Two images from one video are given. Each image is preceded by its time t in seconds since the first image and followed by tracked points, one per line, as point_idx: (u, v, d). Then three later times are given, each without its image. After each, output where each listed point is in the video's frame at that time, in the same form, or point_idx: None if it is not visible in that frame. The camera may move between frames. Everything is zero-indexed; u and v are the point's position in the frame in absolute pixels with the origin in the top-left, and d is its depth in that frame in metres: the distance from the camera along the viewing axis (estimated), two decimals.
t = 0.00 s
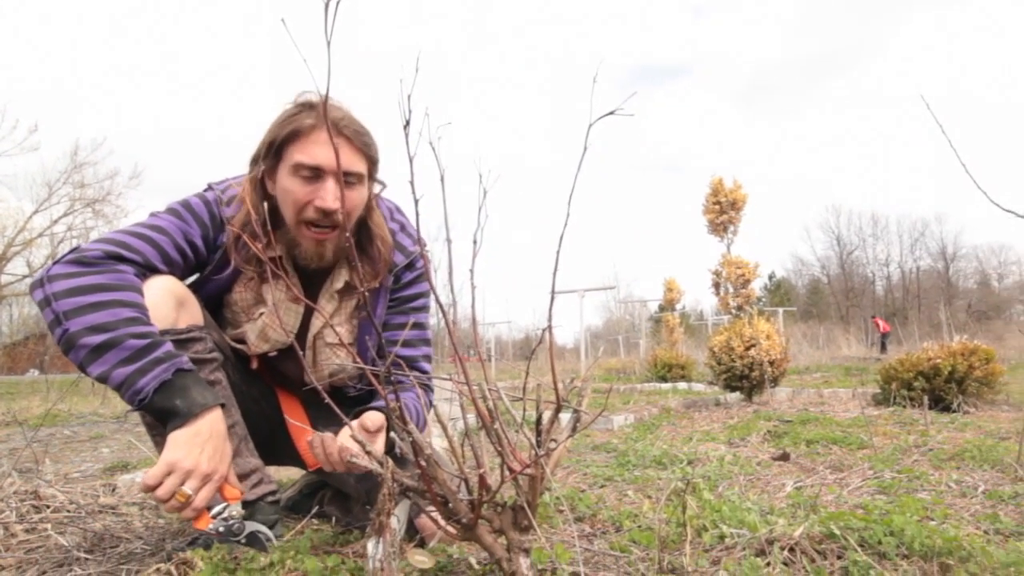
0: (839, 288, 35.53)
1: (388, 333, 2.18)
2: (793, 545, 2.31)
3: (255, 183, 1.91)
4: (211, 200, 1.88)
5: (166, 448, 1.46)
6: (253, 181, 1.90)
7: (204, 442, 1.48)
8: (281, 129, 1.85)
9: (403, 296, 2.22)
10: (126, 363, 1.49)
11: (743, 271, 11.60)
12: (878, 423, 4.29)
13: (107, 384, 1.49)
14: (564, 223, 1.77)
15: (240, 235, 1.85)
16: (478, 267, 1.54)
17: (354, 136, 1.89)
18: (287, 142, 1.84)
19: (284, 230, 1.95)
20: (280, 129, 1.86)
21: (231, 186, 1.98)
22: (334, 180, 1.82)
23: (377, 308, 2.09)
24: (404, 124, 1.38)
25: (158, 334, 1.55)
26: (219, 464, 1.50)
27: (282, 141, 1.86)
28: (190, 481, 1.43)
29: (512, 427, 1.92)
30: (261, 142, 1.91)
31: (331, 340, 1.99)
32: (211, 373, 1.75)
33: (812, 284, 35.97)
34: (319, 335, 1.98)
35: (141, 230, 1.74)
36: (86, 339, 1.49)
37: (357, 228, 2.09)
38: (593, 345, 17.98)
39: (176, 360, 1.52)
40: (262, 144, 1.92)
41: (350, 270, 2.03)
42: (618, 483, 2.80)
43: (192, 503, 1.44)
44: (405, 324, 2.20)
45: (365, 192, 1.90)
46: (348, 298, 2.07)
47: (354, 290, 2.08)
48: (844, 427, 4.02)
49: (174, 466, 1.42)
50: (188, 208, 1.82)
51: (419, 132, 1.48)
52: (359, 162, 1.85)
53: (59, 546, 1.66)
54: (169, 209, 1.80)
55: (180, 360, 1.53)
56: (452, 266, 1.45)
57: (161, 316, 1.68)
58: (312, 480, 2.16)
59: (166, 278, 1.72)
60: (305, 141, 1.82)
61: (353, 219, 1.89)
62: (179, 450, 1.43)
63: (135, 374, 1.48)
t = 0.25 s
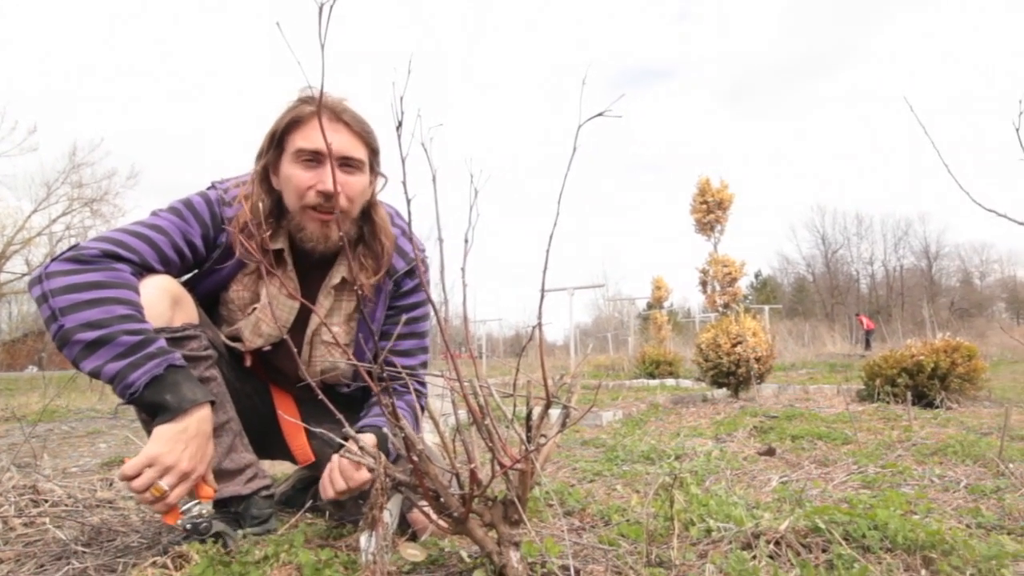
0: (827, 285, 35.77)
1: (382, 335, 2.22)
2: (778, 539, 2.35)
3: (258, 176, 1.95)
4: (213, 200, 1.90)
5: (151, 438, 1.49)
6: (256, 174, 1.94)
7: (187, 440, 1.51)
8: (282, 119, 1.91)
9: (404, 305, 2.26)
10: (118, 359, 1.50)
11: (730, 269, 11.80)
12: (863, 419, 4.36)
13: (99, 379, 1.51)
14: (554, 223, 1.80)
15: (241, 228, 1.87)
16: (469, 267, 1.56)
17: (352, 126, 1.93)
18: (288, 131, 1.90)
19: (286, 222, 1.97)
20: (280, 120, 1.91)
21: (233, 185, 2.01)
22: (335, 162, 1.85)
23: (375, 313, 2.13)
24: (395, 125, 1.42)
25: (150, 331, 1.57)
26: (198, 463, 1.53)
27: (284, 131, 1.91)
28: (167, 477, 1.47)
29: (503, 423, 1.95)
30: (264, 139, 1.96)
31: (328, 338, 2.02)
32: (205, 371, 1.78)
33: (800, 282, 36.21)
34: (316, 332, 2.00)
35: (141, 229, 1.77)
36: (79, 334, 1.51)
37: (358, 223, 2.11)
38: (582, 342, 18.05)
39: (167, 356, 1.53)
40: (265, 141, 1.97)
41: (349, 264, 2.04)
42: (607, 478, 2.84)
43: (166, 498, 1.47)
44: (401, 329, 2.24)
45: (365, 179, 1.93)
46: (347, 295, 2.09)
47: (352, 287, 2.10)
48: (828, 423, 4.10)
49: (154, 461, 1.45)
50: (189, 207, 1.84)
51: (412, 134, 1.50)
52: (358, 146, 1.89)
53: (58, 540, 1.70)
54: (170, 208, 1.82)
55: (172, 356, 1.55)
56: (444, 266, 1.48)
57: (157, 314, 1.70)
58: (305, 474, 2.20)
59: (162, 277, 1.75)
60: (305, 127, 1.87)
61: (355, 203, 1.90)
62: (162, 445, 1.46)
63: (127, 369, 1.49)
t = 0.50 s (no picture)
0: (815, 284, 36.00)
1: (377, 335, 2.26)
2: (765, 534, 2.39)
3: (257, 179, 1.99)
4: (213, 202, 1.93)
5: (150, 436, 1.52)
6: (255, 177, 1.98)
7: (186, 439, 1.54)
8: (280, 123, 1.95)
9: (398, 305, 2.29)
10: (120, 358, 1.53)
11: (717, 269, 11.97)
12: (848, 416, 4.42)
13: (100, 378, 1.54)
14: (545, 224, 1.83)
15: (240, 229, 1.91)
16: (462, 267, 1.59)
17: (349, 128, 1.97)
18: (287, 134, 1.94)
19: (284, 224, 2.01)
20: (279, 123, 1.96)
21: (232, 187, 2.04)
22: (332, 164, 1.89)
23: (371, 313, 2.16)
24: (389, 128, 1.44)
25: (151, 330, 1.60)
26: (195, 461, 1.56)
27: (282, 134, 1.95)
28: (165, 475, 1.49)
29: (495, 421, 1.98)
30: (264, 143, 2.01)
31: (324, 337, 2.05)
32: (203, 369, 1.81)
33: (788, 281, 36.44)
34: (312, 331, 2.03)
35: (142, 230, 1.80)
36: (82, 334, 1.54)
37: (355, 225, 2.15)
38: (572, 341, 18.12)
39: (168, 356, 1.57)
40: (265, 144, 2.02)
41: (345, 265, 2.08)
42: (597, 474, 2.89)
43: (164, 496, 1.50)
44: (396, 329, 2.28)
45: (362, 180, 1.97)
46: (343, 295, 2.12)
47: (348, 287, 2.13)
48: (814, 419, 4.16)
49: (153, 459, 1.47)
50: (189, 209, 1.87)
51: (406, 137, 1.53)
52: (354, 148, 1.92)
53: (57, 536, 1.74)
54: (171, 210, 1.85)
55: (172, 356, 1.58)
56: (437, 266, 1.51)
57: (158, 314, 1.73)
58: (300, 472, 2.23)
59: (163, 278, 1.78)
60: (303, 130, 1.91)
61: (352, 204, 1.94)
62: (162, 443, 1.49)
63: (128, 368, 1.52)
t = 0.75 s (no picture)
0: (806, 279, 36.20)
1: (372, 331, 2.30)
2: (753, 526, 2.44)
3: (255, 178, 2.03)
4: (211, 199, 1.97)
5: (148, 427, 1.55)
6: (253, 176, 2.02)
7: (183, 429, 1.57)
8: (277, 123, 1.99)
9: (393, 301, 2.32)
10: (120, 350, 1.57)
11: (705, 264, 12.09)
12: (835, 410, 4.49)
13: (101, 369, 1.57)
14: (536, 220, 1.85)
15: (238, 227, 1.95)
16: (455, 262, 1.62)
17: (344, 127, 2.01)
18: (284, 134, 1.97)
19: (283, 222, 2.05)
20: (276, 123, 1.99)
21: (230, 185, 2.08)
22: (328, 163, 1.92)
23: (367, 309, 2.19)
24: (384, 126, 1.47)
25: (150, 324, 1.63)
26: (192, 452, 1.59)
27: (280, 134, 1.99)
28: (164, 464, 1.52)
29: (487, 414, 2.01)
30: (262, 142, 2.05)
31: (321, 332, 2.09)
32: (202, 363, 1.85)
33: (779, 276, 36.63)
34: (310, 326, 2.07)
35: (142, 226, 1.83)
36: (82, 326, 1.57)
37: (352, 221, 2.19)
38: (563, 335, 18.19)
39: (166, 348, 1.60)
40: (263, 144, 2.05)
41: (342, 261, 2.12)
42: (587, 466, 2.94)
43: (161, 485, 1.52)
44: (391, 325, 2.32)
45: (358, 178, 2.00)
46: (339, 291, 2.16)
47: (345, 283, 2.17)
48: (801, 413, 4.23)
49: (152, 448, 1.50)
50: (189, 206, 1.90)
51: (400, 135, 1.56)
52: (351, 146, 1.96)
53: (58, 527, 1.77)
54: (171, 206, 1.88)
55: (171, 348, 1.62)
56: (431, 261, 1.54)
57: (158, 309, 1.77)
58: (296, 464, 2.27)
59: (162, 273, 1.81)
60: (300, 130, 1.94)
61: (349, 202, 1.98)
62: (160, 433, 1.52)
63: (128, 359, 1.55)
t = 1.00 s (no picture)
0: (796, 275, 36.39)
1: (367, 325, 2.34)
2: (740, 517, 2.49)
3: (252, 175, 2.06)
4: (209, 195, 2.00)
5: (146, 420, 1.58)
6: (250, 173, 2.06)
7: (180, 420, 1.60)
8: (273, 120, 2.02)
9: (387, 296, 2.36)
10: (119, 342, 1.60)
11: (694, 261, 12.17)
12: (821, 404, 4.55)
13: (100, 361, 1.60)
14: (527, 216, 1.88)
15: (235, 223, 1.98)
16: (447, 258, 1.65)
17: (339, 125, 2.04)
18: (280, 131, 2.00)
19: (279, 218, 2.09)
20: (271, 121, 2.02)
21: (228, 181, 2.11)
22: (324, 160, 1.95)
23: (361, 303, 2.23)
24: (378, 124, 1.49)
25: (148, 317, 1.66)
26: (189, 443, 1.62)
27: (275, 131, 2.02)
28: (162, 455, 1.55)
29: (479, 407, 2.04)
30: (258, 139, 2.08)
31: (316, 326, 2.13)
32: (199, 356, 1.90)
33: (769, 272, 36.82)
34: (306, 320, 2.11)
35: (141, 221, 1.86)
36: (82, 319, 1.60)
37: (346, 217, 2.22)
38: (554, 330, 18.25)
39: (165, 341, 1.63)
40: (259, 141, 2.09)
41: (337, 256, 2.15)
42: (578, 459, 2.98)
43: (160, 475, 1.55)
44: (385, 319, 2.36)
45: (352, 175, 2.04)
46: (334, 286, 2.20)
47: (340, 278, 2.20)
48: (788, 407, 4.29)
49: (150, 439, 1.53)
50: (187, 201, 1.93)
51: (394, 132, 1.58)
52: (345, 144, 1.99)
53: (56, 517, 1.80)
54: (169, 202, 1.91)
55: (170, 341, 1.65)
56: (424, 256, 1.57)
57: (156, 302, 1.80)
58: (291, 456, 2.32)
59: (161, 268, 1.84)
60: (295, 127, 1.97)
61: (343, 198, 2.01)
62: (158, 424, 1.55)
63: (127, 351, 1.58)
